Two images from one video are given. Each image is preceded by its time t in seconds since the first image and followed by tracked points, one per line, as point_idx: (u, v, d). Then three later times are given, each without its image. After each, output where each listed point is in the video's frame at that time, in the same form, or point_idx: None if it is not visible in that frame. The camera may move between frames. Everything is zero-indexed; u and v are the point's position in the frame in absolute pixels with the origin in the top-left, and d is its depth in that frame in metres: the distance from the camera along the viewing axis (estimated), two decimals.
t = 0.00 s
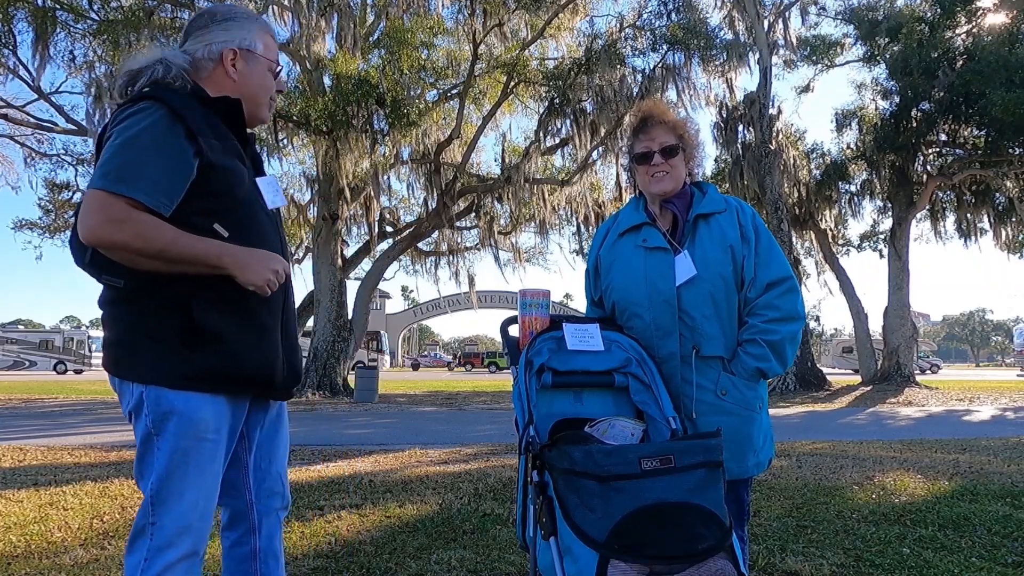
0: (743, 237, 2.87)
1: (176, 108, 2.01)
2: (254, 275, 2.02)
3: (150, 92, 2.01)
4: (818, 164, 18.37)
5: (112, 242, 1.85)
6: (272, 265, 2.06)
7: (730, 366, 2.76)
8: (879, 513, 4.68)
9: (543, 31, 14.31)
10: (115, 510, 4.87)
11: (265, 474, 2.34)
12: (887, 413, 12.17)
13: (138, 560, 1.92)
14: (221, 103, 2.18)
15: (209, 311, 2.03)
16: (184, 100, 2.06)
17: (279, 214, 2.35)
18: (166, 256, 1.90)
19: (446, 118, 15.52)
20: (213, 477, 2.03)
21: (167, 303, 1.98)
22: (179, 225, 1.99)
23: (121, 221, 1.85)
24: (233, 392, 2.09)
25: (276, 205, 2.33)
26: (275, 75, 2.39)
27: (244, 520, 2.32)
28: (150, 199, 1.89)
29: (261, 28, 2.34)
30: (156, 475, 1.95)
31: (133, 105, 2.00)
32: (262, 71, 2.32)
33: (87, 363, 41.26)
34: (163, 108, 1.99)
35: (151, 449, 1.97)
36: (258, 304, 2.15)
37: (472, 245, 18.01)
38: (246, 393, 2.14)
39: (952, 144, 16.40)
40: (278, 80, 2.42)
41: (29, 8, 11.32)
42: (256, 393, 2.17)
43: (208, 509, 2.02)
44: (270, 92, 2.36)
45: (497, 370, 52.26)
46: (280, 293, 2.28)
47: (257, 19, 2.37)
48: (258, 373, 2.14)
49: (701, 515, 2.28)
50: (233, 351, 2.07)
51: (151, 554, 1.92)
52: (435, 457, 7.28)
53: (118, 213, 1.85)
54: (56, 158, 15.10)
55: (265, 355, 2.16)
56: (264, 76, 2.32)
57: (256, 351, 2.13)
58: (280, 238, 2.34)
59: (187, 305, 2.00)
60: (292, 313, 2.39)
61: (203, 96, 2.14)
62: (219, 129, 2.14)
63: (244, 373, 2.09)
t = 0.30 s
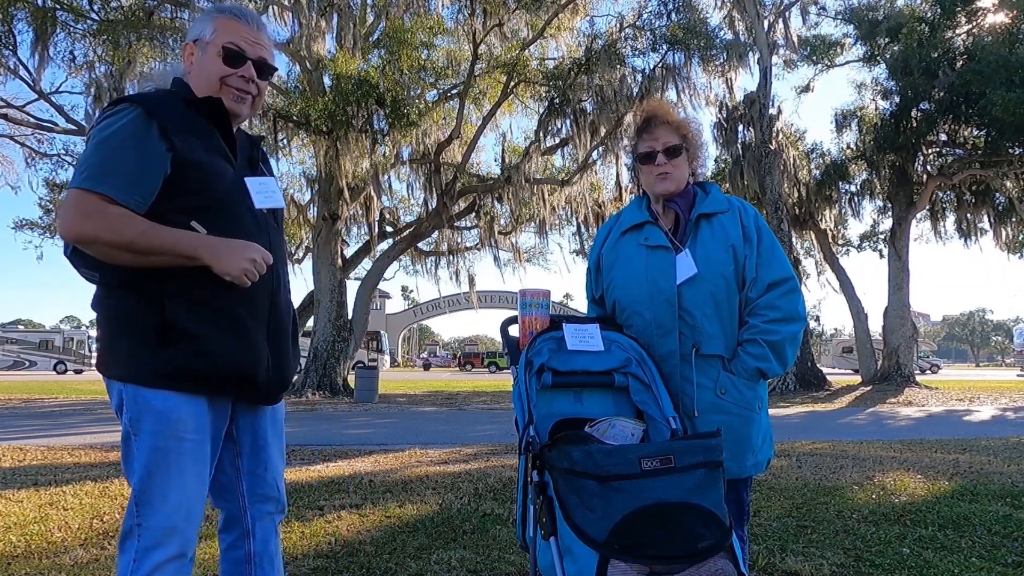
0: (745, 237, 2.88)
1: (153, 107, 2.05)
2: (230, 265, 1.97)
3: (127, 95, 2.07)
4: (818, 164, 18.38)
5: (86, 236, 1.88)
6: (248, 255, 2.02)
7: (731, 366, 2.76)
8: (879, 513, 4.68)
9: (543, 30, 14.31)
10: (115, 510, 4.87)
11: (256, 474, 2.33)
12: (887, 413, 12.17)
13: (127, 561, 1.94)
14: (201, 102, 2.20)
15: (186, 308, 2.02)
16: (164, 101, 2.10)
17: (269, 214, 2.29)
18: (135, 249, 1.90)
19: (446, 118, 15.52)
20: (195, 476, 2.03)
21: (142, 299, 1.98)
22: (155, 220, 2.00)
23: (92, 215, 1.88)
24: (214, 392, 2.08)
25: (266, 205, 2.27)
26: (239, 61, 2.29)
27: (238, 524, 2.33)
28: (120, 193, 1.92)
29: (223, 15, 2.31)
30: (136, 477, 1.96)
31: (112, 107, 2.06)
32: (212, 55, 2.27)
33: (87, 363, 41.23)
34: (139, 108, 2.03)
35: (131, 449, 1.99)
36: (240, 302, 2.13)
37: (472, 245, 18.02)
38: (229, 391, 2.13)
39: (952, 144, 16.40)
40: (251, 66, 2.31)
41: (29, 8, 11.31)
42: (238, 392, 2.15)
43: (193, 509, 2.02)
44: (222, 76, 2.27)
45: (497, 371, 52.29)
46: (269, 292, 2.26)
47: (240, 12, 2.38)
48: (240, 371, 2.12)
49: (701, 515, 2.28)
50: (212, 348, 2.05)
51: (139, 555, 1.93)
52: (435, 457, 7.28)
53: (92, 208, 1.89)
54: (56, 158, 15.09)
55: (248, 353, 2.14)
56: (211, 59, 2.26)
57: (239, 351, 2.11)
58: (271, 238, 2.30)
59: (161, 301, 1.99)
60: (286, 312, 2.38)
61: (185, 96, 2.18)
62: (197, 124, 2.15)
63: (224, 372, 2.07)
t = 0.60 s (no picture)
0: (747, 237, 2.88)
1: (135, 109, 2.06)
2: (207, 264, 1.95)
3: (111, 98, 2.10)
4: (818, 164, 18.37)
5: (65, 238, 1.90)
6: (225, 253, 1.98)
7: (733, 365, 2.76)
8: (879, 513, 4.68)
9: (543, 30, 14.31)
10: (115, 510, 4.87)
11: (250, 475, 2.33)
12: (887, 414, 12.17)
13: (116, 560, 1.95)
14: (188, 100, 2.22)
15: (168, 309, 2.02)
16: (150, 102, 2.12)
17: (257, 213, 2.27)
18: (112, 250, 1.91)
19: (446, 118, 15.51)
20: (182, 475, 2.03)
21: (125, 299, 1.99)
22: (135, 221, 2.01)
23: (70, 216, 1.91)
24: (201, 393, 2.08)
25: (253, 203, 2.25)
26: (223, 57, 2.30)
27: (232, 524, 2.32)
28: (97, 195, 1.93)
29: (208, 14, 2.34)
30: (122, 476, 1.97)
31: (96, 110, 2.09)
32: (196, 52, 2.29)
33: (86, 363, 41.21)
34: (119, 109, 2.05)
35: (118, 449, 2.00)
36: (227, 302, 2.12)
37: (472, 245, 18.02)
38: (219, 392, 2.13)
39: (952, 144, 16.39)
40: (235, 61, 2.32)
41: (29, 8, 11.30)
42: (226, 392, 2.14)
43: (182, 509, 2.02)
44: (207, 73, 2.27)
45: (497, 371, 52.29)
46: (263, 291, 2.24)
47: (225, 9, 2.39)
48: (229, 372, 2.11)
49: (702, 515, 2.28)
50: (197, 347, 2.04)
51: (129, 555, 1.93)
52: (435, 457, 7.28)
53: (70, 210, 1.91)
54: (56, 158, 15.07)
55: (237, 353, 2.13)
56: (196, 57, 2.28)
57: (230, 352, 2.11)
58: (261, 237, 2.27)
59: (141, 302, 2.00)
60: (286, 313, 2.38)
61: (174, 96, 2.21)
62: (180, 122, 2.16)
63: (211, 373, 2.07)
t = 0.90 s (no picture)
0: (747, 238, 2.88)
1: (132, 112, 2.07)
2: (196, 265, 1.95)
3: (110, 102, 2.11)
4: (818, 164, 18.36)
5: (61, 240, 1.92)
6: (215, 252, 1.98)
7: (734, 365, 2.76)
8: (879, 513, 4.68)
9: (543, 31, 14.32)
10: (115, 510, 4.87)
11: (256, 473, 2.32)
12: (887, 413, 12.16)
13: (117, 559, 1.95)
14: (185, 102, 2.22)
15: (164, 310, 2.03)
16: (147, 105, 2.13)
17: (255, 213, 2.26)
18: (104, 251, 1.93)
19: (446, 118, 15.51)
20: (181, 475, 2.03)
21: (124, 301, 2.01)
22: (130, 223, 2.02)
23: (67, 219, 1.93)
24: (201, 393, 2.08)
25: (252, 203, 2.24)
26: (222, 58, 2.29)
27: (241, 522, 2.32)
28: (93, 198, 1.95)
29: (205, 15, 2.34)
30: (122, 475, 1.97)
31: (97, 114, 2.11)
32: (195, 54, 2.29)
33: (86, 363, 41.22)
34: (116, 113, 2.07)
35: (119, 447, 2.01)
36: (224, 303, 2.11)
37: (472, 245, 18.01)
38: (219, 393, 2.13)
39: (952, 144, 16.38)
40: (234, 61, 2.31)
41: (29, 9, 11.30)
42: (224, 393, 2.13)
43: (181, 508, 2.02)
44: (207, 74, 2.27)
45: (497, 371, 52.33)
46: (263, 291, 2.23)
47: (221, 8, 2.39)
48: (228, 373, 2.11)
49: (702, 515, 2.28)
50: (193, 347, 2.04)
51: (129, 554, 1.93)
52: (435, 457, 7.27)
53: (66, 212, 1.94)
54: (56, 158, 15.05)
55: (234, 354, 2.13)
56: (195, 58, 2.28)
57: (229, 352, 2.11)
58: (259, 238, 2.26)
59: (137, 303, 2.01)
60: (288, 316, 2.37)
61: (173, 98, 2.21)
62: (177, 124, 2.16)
63: (209, 373, 2.07)
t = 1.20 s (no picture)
0: (745, 238, 2.87)
1: (159, 121, 2.12)
2: (213, 267, 1.97)
3: (139, 113, 2.16)
4: (818, 164, 18.35)
5: (85, 241, 1.97)
6: (232, 256, 2.01)
7: (732, 365, 2.76)
8: (879, 513, 4.68)
9: (543, 31, 14.32)
10: (115, 510, 4.87)
11: (277, 473, 2.31)
12: (887, 413, 12.17)
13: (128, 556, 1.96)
14: (214, 113, 2.25)
15: (181, 311, 2.06)
16: (176, 117, 2.17)
17: (278, 218, 2.25)
18: (127, 254, 1.97)
19: (446, 118, 15.50)
20: (195, 475, 2.03)
21: (147, 301, 2.06)
22: (155, 228, 2.06)
23: (92, 222, 1.98)
24: (217, 393, 2.09)
25: (274, 209, 2.24)
26: (248, 67, 2.31)
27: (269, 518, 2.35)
28: (119, 204, 2.00)
29: (233, 27, 2.37)
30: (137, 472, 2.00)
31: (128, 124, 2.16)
32: (223, 65, 2.32)
33: (86, 363, 41.23)
34: (145, 122, 2.11)
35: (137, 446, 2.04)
36: (241, 303, 2.12)
37: (472, 245, 18.00)
38: (235, 394, 2.14)
39: (952, 144, 16.38)
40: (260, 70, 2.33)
41: (29, 9, 11.30)
42: (240, 395, 2.14)
43: (193, 509, 2.02)
44: (235, 83, 2.29)
45: (497, 371, 52.35)
46: (282, 293, 2.22)
47: (248, 21, 2.43)
48: (243, 373, 2.11)
49: (702, 516, 2.28)
50: (209, 348, 2.06)
51: (139, 551, 1.94)
52: (435, 457, 7.27)
53: (92, 215, 1.98)
54: (56, 159, 15.05)
55: (250, 354, 2.13)
56: (223, 70, 2.31)
57: (244, 351, 2.12)
58: (280, 242, 2.25)
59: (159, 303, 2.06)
60: (308, 320, 2.35)
61: (202, 109, 2.24)
62: (206, 135, 2.19)
63: (224, 372, 2.07)
